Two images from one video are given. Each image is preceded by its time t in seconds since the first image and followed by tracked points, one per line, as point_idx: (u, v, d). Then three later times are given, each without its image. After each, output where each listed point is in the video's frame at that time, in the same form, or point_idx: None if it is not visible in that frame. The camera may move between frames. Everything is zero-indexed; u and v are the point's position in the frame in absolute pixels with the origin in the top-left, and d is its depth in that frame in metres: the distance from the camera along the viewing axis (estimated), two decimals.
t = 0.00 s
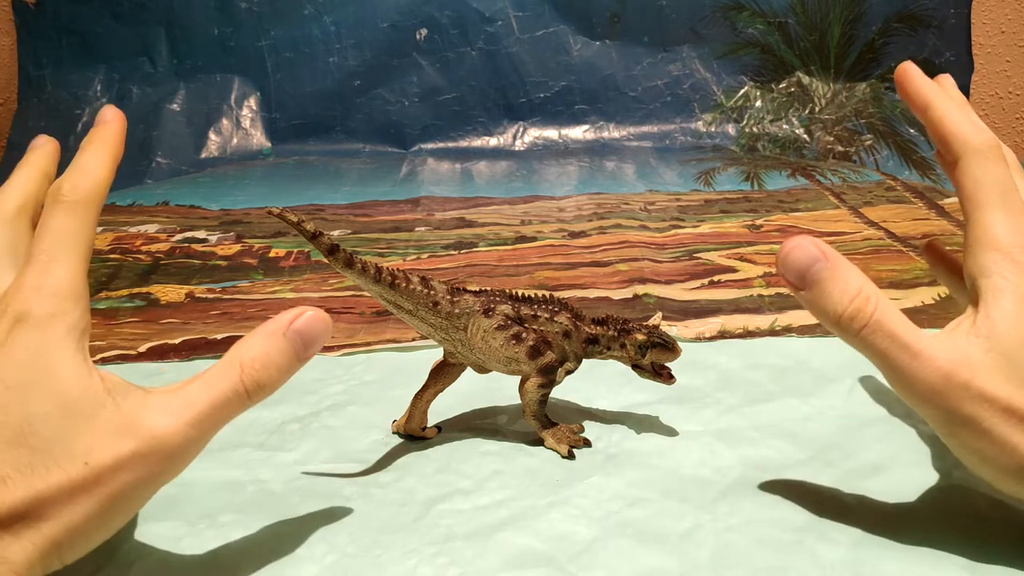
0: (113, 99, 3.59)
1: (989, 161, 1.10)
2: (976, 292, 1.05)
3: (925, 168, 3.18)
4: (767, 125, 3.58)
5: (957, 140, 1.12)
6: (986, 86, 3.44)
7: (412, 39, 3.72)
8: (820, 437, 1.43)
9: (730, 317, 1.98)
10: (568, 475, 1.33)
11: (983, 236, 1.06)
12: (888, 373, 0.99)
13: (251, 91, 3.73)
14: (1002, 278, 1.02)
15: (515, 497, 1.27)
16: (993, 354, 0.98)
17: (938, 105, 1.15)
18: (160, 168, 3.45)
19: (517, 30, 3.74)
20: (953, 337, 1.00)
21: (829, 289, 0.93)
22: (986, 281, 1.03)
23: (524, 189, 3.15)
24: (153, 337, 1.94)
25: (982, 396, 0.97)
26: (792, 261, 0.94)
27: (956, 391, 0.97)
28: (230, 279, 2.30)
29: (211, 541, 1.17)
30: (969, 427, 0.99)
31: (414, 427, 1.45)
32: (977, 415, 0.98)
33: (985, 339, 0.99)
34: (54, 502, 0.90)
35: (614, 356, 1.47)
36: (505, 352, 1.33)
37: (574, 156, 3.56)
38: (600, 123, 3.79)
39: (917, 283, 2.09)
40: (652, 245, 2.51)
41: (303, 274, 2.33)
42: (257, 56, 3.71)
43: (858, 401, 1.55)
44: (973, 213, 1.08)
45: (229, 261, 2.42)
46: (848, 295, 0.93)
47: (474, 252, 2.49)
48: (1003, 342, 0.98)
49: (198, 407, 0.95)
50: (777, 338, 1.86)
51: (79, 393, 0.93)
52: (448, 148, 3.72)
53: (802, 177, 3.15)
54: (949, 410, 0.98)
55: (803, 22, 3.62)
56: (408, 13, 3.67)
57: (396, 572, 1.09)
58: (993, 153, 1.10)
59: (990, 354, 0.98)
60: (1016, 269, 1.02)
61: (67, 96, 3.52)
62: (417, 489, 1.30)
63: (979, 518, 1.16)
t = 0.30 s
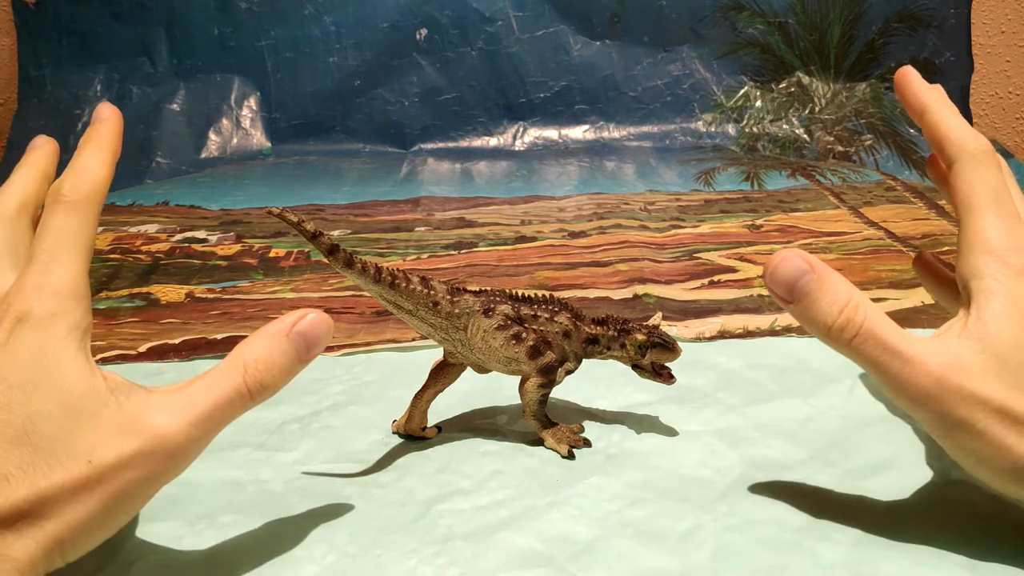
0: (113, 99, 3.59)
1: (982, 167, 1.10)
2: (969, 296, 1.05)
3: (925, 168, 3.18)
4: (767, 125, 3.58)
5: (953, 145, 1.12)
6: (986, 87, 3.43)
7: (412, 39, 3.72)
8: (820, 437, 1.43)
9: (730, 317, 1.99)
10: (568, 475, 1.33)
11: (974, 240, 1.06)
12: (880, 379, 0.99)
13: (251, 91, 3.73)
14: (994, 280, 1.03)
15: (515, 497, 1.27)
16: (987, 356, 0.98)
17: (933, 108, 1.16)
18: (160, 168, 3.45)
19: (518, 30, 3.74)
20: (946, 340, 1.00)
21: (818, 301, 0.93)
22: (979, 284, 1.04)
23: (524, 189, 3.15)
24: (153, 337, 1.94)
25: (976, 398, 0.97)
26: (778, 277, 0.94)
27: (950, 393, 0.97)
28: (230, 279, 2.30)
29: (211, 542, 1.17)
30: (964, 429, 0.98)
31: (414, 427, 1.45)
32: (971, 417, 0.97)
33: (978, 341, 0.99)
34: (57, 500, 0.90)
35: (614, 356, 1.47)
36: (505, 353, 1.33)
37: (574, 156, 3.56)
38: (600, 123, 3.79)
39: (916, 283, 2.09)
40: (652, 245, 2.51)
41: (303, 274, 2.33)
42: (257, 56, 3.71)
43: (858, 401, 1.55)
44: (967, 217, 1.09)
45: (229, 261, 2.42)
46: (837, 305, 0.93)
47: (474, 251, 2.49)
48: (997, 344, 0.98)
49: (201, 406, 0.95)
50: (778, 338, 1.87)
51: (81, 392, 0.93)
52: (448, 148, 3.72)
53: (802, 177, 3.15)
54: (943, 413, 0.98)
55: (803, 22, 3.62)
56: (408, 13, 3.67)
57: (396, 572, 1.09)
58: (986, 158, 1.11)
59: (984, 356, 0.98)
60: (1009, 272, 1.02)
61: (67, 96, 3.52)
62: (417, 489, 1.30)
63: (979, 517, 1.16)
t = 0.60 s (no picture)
0: (114, 99, 3.60)
1: (936, 204, 1.19)
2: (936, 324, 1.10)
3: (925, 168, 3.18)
4: (767, 125, 3.58)
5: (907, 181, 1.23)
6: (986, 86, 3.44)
7: (412, 39, 3.72)
8: (820, 437, 1.43)
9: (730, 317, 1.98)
10: (568, 475, 1.32)
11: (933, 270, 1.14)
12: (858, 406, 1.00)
13: (251, 91, 3.73)
14: (957, 304, 1.08)
15: (515, 497, 1.27)
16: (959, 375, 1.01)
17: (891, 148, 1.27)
18: (159, 168, 3.45)
19: (517, 30, 3.74)
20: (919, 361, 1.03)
21: (788, 339, 0.95)
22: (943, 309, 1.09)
23: (524, 189, 3.15)
24: (153, 337, 1.94)
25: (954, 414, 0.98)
26: (744, 323, 0.96)
27: (927, 409, 0.98)
28: (230, 279, 2.30)
29: (210, 541, 1.17)
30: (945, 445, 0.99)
31: (414, 427, 1.45)
32: (950, 432, 0.98)
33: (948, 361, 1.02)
34: (73, 511, 0.91)
35: (614, 356, 1.47)
36: (505, 352, 1.33)
37: (574, 156, 3.56)
38: (600, 123, 3.79)
39: (917, 283, 2.09)
40: (652, 245, 2.51)
41: (303, 274, 2.33)
42: (257, 56, 3.71)
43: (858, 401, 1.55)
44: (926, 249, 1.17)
45: (229, 261, 2.42)
46: (806, 342, 0.96)
47: (474, 252, 2.49)
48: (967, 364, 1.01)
49: (216, 430, 0.97)
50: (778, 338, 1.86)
51: (109, 416, 0.98)
52: (448, 148, 3.72)
53: (802, 177, 3.15)
54: (922, 430, 0.99)
55: (803, 22, 3.61)
56: (408, 13, 3.67)
57: (396, 572, 1.09)
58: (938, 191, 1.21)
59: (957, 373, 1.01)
60: (971, 293, 1.09)
61: (67, 96, 3.55)
62: (417, 489, 1.30)
63: (980, 519, 1.16)
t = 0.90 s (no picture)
0: (114, 99, 3.60)
1: (953, 204, 1.23)
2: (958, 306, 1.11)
3: (925, 168, 3.19)
4: (767, 125, 3.58)
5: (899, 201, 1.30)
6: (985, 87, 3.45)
7: (412, 39, 3.72)
8: (820, 438, 1.43)
9: (730, 317, 1.98)
10: (568, 476, 1.32)
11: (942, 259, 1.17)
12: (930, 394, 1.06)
13: (251, 90, 3.73)
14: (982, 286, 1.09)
15: (515, 497, 1.27)
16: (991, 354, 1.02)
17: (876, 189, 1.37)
18: (159, 167, 3.44)
19: (517, 30, 3.74)
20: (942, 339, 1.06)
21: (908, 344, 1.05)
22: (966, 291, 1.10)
23: (524, 189, 3.15)
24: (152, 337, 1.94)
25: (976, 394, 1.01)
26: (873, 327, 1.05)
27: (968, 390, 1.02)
28: (230, 279, 2.30)
29: (211, 542, 1.17)
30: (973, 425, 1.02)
31: (414, 427, 1.45)
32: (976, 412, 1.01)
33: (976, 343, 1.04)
34: (69, 487, 0.89)
35: (614, 356, 1.47)
36: (505, 353, 1.33)
37: (574, 156, 3.56)
38: (600, 123, 3.79)
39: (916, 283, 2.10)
40: (652, 245, 2.51)
41: (303, 274, 2.33)
42: (257, 56, 3.71)
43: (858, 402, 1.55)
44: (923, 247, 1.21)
45: (229, 261, 2.42)
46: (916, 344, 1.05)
47: (474, 252, 2.49)
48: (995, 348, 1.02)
49: (195, 403, 1.02)
50: (778, 338, 1.86)
51: (85, 390, 0.97)
52: (448, 148, 3.71)
53: (802, 177, 3.15)
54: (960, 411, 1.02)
55: (802, 22, 3.62)
56: (408, 13, 3.68)
57: (396, 572, 1.09)
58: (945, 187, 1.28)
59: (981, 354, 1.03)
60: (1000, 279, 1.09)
61: (67, 96, 3.56)
62: (417, 489, 1.30)
63: (982, 520, 1.16)
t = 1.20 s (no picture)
0: (114, 99, 3.60)
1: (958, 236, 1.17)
2: (971, 304, 1.13)
3: (925, 169, 3.19)
4: (767, 125, 3.58)
5: (911, 251, 1.22)
6: (985, 86, 3.45)
7: (412, 39, 3.72)
8: (820, 438, 1.43)
9: (730, 317, 1.98)
10: (568, 475, 1.32)
11: (996, 278, 1.09)
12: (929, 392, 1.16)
13: (251, 91, 3.72)
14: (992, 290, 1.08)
15: (515, 497, 1.27)
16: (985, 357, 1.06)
17: (873, 261, 1.27)
18: (159, 167, 3.44)
19: (517, 30, 3.74)
20: (941, 339, 1.12)
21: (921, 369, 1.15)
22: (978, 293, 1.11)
23: (524, 189, 3.15)
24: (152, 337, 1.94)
25: (974, 390, 1.08)
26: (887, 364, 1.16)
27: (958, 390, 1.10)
28: (230, 279, 2.30)
29: (210, 542, 1.17)
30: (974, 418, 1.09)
31: (414, 427, 1.45)
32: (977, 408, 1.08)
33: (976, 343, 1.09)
34: (86, 487, 0.99)
35: (614, 356, 1.47)
36: (505, 352, 1.33)
37: (574, 156, 3.56)
38: (600, 123, 3.79)
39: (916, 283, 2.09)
40: (652, 245, 2.51)
41: (303, 274, 2.33)
42: (257, 56, 3.71)
43: (858, 402, 1.55)
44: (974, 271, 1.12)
45: (229, 261, 2.42)
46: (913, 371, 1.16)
47: (474, 252, 2.49)
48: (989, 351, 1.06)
49: (162, 409, 1.15)
50: (778, 338, 1.86)
51: (84, 396, 1.03)
52: (448, 148, 3.71)
53: (802, 177, 3.15)
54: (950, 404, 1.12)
55: (803, 22, 3.62)
56: (408, 13, 3.68)
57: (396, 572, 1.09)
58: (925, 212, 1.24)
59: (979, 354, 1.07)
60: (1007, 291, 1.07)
61: (67, 96, 3.56)
62: (417, 489, 1.30)
63: (983, 522, 1.15)
